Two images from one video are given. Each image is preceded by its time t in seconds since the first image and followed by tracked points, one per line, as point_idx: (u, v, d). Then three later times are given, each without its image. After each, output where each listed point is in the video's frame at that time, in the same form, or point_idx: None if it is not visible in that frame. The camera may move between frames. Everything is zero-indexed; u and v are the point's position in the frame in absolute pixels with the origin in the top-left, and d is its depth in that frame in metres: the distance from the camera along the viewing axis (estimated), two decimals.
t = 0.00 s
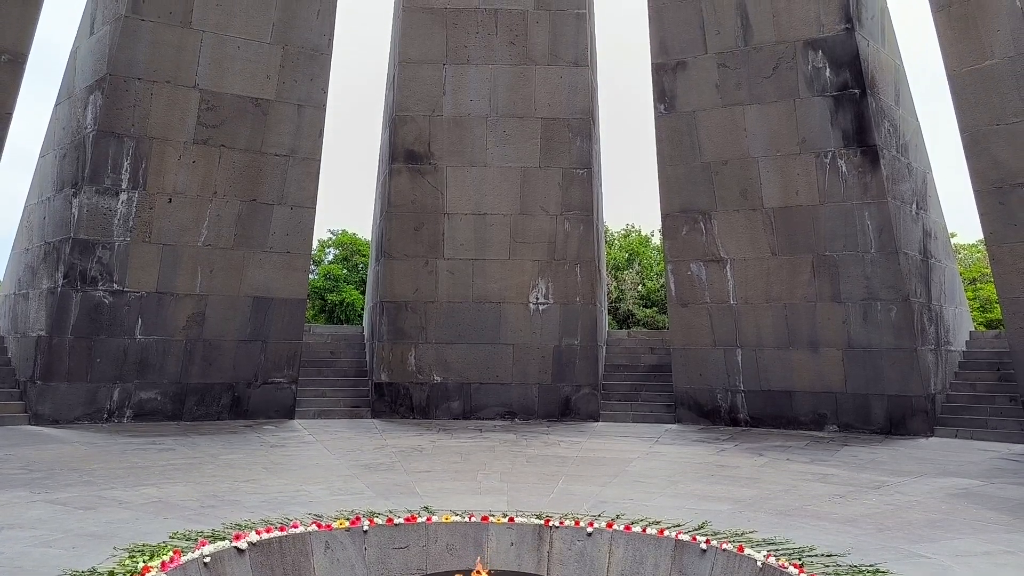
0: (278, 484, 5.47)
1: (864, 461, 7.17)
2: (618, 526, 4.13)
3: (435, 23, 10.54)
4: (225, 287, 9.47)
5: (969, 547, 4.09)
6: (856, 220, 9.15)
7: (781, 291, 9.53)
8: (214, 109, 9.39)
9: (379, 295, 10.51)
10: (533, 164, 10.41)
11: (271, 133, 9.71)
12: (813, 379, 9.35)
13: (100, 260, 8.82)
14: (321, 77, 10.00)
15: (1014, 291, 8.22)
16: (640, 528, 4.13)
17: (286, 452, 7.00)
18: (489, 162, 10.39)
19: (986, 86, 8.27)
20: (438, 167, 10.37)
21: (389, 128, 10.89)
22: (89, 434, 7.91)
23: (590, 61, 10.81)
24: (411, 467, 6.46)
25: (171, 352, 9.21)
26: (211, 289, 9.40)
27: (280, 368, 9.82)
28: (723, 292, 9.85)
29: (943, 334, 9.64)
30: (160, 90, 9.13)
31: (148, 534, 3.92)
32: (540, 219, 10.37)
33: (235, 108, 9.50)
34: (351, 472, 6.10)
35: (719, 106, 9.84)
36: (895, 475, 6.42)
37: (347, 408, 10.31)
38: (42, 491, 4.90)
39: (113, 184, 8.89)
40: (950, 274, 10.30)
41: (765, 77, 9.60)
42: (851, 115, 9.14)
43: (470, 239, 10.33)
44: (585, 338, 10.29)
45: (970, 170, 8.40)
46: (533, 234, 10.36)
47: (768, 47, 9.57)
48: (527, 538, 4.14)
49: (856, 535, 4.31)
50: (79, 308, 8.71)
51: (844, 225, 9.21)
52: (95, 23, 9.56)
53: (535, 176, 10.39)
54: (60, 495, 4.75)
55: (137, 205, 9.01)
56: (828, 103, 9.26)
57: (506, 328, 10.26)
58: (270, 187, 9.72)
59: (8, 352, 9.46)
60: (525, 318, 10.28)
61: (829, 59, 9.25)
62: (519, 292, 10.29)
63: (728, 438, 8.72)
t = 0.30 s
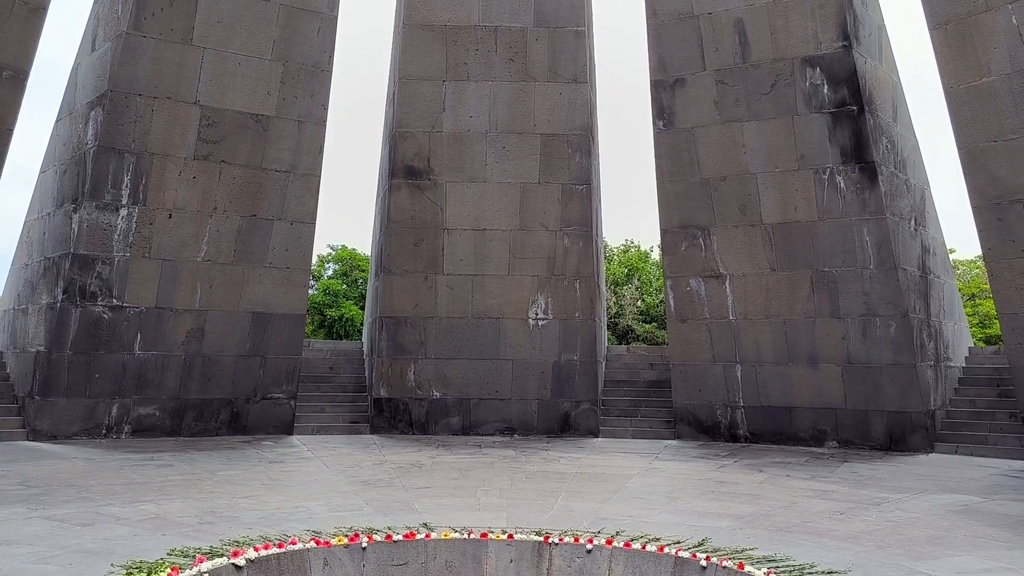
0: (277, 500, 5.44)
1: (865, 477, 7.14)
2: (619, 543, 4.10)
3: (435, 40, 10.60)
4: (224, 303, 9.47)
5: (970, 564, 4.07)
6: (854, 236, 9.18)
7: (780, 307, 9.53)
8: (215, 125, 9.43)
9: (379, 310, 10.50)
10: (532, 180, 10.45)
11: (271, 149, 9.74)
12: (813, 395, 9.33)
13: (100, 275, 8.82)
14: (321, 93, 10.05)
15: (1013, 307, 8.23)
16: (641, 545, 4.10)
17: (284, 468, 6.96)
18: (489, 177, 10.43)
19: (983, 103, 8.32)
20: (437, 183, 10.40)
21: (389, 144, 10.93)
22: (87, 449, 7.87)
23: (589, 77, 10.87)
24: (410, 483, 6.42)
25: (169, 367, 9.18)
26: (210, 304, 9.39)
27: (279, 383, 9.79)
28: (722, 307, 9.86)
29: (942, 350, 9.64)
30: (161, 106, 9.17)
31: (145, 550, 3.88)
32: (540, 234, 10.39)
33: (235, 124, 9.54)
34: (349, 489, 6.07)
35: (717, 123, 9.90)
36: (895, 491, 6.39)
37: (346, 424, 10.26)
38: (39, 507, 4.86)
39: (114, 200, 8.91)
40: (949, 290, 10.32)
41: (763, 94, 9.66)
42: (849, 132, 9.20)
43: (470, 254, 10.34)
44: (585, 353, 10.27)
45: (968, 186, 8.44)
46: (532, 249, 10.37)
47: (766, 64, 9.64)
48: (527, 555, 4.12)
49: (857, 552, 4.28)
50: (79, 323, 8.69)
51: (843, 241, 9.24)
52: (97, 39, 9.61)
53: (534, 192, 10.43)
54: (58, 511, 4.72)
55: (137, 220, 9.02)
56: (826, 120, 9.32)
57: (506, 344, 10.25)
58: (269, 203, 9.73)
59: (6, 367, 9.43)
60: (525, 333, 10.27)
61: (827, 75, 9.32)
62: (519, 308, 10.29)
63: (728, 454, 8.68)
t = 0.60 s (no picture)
0: (275, 519, 5.39)
1: (866, 496, 7.10)
2: (618, 562, 4.10)
3: (435, 59, 10.67)
4: (223, 320, 9.45)
5: None
6: (853, 254, 9.20)
7: (780, 325, 9.53)
8: (215, 143, 9.46)
9: (378, 328, 10.48)
10: (531, 197, 10.48)
11: (271, 167, 9.76)
12: (813, 413, 9.30)
13: (99, 293, 8.81)
14: (321, 111, 10.09)
15: (1012, 324, 8.24)
16: (639, 564, 4.10)
17: (282, 487, 6.90)
18: (488, 195, 10.46)
19: (980, 122, 8.38)
20: (437, 201, 10.43)
21: (389, 162, 10.97)
22: (84, 467, 7.82)
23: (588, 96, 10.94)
24: (409, 502, 6.37)
25: (168, 385, 9.15)
26: (209, 322, 9.37)
27: (277, 401, 9.75)
28: (721, 325, 9.85)
29: (942, 368, 9.63)
30: (162, 124, 9.21)
31: (143, 569, 3.84)
32: (539, 252, 10.40)
33: (235, 142, 9.57)
34: (348, 507, 6.02)
35: (715, 141, 9.95)
36: (896, 510, 6.36)
37: (344, 442, 10.21)
38: (36, 525, 4.82)
39: (113, 217, 8.92)
40: (948, 308, 10.33)
41: (761, 113, 9.72)
42: (847, 150, 9.25)
43: (469, 272, 10.35)
44: (584, 371, 10.25)
45: (966, 204, 8.48)
46: (531, 267, 10.38)
47: (763, 83, 9.72)
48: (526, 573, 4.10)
49: (859, 572, 4.25)
50: (77, 341, 8.67)
51: (842, 259, 9.26)
52: (98, 58, 9.68)
53: (533, 209, 10.46)
54: (54, 530, 4.68)
55: (137, 237, 9.02)
56: (824, 138, 9.38)
57: (505, 361, 10.22)
58: (269, 220, 9.74)
59: (4, 385, 9.40)
60: (524, 351, 10.25)
61: (824, 94, 9.39)
62: (518, 325, 10.28)
63: (728, 472, 8.64)
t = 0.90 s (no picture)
0: (273, 533, 5.36)
1: (866, 510, 7.07)
2: None
3: (433, 74, 10.72)
4: (222, 333, 9.43)
5: None
6: (851, 268, 9.22)
7: (778, 338, 9.53)
8: (215, 156, 9.49)
9: (376, 341, 10.47)
10: (530, 211, 10.50)
11: (271, 181, 9.78)
12: (812, 427, 9.28)
13: (98, 306, 8.80)
14: (321, 125, 10.13)
15: (1011, 338, 8.25)
16: None
17: (281, 501, 6.86)
18: (487, 209, 10.48)
19: (977, 136, 8.43)
20: (436, 215, 10.45)
21: (388, 175, 10.99)
22: (81, 481, 7.78)
23: (586, 110, 10.99)
24: (408, 516, 6.34)
25: (166, 399, 9.11)
26: (207, 335, 9.35)
27: (276, 415, 9.71)
28: (720, 338, 9.85)
29: (941, 382, 9.62)
30: (162, 138, 9.24)
31: None
32: (538, 265, 10.41)
33: (235, 156, 9.60)
34: (346, 522, 5.98)
35: (714, 155, 9.99)
36: (896, 524, 6.33)
37: (343, 456, 10.17)
38: (32, 540, 4.78)
39: (113, 231, 8.93)
40: (947, 321, 10.34)
41: (759, 127, 9.77)
42: (845, 164, 9.29)
43: (468, 285, 10.35)
44: (583, 384, 10.23)
45: (964, 218, 8.51)
46: (530, 280, 10.39)
47: (761, 97, 9.77)
48: None
49: None
50: (76, 354, 8.65)
51: (840, 272, 9.27)
52: (99, 72, 9.72)
53: (532, 223, 10.48)
54: (51, 544, 4.64)
55: (136, 251, 9.02)
56: (822, 152, 9.42)
57: (504, 375, 10.21)
58: (268, 234, 9.75)
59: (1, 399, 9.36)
60: (522, 364, 10.24)
61: (822, 108, 9.45)
62: (517, 338, 10.27)
63: (727, 486, 8.61)
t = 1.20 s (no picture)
0: (270, 549, 5.32)
1: (867, 526, 7.04)
2: None
3: (432, 89, 10.78)
4: (220, 348, 9.41)
5: None
6: (850, 282, 9.24)
7: (777, 353, 9.52)
8: (215, 171, 9.51)
9: (375, 356, 10.44)
10: (529, 226, 10.53)
11: (270, 196, 9.80)
12: (811, 442, 9.26)
13: (96, 321, 8.78)
14: (320, 140, 10.16)
15: (1010, 353, 8.25)
16: None
17: (279, 517, 6.81)
18: (485, 224, 10.51)
19: (975, 151, 8.48)
20: (435, 229, 10.47)
21: (387, 190, 11.02)
22: (78, 497, 7.73)
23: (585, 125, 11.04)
24: (406, 532, 6.30)
25: (164, 414, 9.07)
26: (206, 350, 9.32)
27: (274, 430, 9.65)
28: (719, 353, 9.84)
29: (940, 397, 9.61)
30: (161, 153, 9.27)
31: None
32: (536, 280, 10.42)
33: (235, 171, 9.62)
34: (344, 538, 5.94)
35: (712, 170, 10.03)
36: (897, 540, 6.30)
37: (341, 471, 10.12)
38: (28, 556, 4.74)
39: (112, 246, 8.93)
40: (945, 336, 10.35)
41: (757, 142, 9.82)
42: (843, 179, 9.34)
43: (467, 300, 10.35)
44: (582, 399, 10.20)
45: (962, 233, 8.54)
46: (529, 295, 10.39)
47: (759, 113, 9.84)
48: None
49: None
50: (74, 369, 8.63)
51: (839, 287, 9.29)
52: (99, 87, 9.76)
53: (531, 238, 10.50)
54: (47, 561, 4.60)
55: (135, 266, 9.02)
56: (820, 167, 9.47)
57: (502, 390, 10.18)
58: (267, 249, 9.75)
59: None
60: (521, 379, 10.21)
61: (819, 124, 9.51)
62: (515, 353, 10.26)
63: (727, 502, 8.57)
